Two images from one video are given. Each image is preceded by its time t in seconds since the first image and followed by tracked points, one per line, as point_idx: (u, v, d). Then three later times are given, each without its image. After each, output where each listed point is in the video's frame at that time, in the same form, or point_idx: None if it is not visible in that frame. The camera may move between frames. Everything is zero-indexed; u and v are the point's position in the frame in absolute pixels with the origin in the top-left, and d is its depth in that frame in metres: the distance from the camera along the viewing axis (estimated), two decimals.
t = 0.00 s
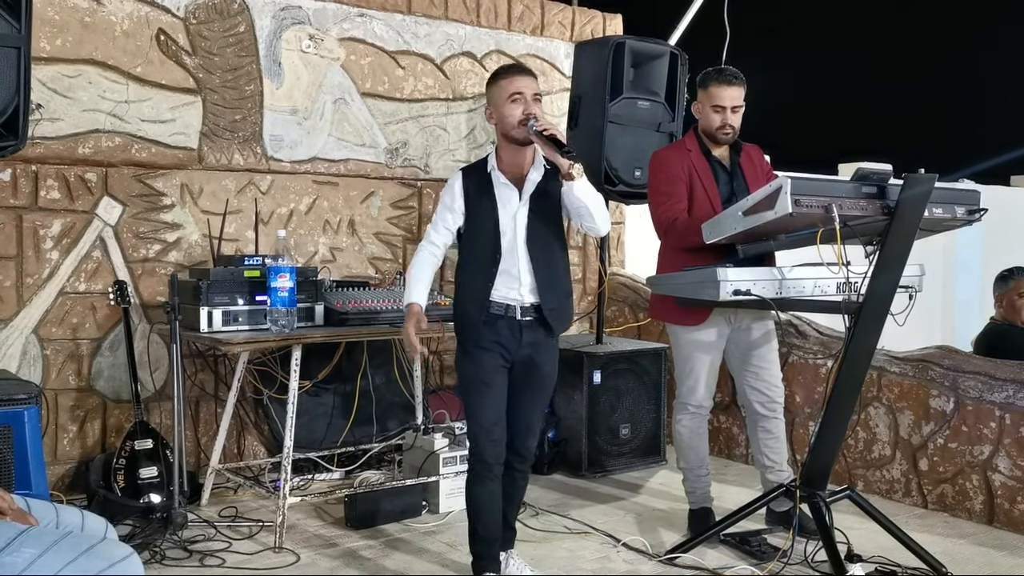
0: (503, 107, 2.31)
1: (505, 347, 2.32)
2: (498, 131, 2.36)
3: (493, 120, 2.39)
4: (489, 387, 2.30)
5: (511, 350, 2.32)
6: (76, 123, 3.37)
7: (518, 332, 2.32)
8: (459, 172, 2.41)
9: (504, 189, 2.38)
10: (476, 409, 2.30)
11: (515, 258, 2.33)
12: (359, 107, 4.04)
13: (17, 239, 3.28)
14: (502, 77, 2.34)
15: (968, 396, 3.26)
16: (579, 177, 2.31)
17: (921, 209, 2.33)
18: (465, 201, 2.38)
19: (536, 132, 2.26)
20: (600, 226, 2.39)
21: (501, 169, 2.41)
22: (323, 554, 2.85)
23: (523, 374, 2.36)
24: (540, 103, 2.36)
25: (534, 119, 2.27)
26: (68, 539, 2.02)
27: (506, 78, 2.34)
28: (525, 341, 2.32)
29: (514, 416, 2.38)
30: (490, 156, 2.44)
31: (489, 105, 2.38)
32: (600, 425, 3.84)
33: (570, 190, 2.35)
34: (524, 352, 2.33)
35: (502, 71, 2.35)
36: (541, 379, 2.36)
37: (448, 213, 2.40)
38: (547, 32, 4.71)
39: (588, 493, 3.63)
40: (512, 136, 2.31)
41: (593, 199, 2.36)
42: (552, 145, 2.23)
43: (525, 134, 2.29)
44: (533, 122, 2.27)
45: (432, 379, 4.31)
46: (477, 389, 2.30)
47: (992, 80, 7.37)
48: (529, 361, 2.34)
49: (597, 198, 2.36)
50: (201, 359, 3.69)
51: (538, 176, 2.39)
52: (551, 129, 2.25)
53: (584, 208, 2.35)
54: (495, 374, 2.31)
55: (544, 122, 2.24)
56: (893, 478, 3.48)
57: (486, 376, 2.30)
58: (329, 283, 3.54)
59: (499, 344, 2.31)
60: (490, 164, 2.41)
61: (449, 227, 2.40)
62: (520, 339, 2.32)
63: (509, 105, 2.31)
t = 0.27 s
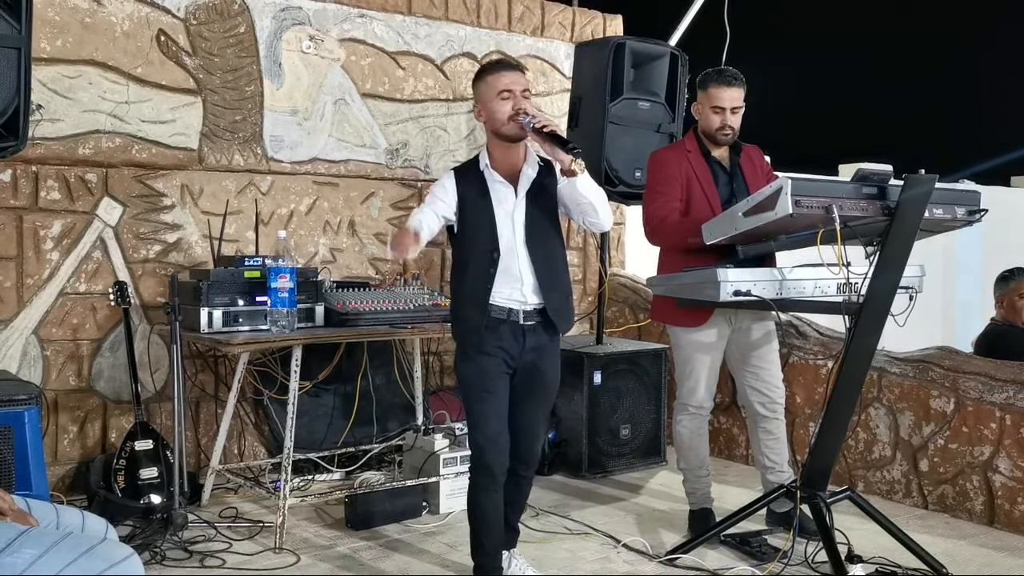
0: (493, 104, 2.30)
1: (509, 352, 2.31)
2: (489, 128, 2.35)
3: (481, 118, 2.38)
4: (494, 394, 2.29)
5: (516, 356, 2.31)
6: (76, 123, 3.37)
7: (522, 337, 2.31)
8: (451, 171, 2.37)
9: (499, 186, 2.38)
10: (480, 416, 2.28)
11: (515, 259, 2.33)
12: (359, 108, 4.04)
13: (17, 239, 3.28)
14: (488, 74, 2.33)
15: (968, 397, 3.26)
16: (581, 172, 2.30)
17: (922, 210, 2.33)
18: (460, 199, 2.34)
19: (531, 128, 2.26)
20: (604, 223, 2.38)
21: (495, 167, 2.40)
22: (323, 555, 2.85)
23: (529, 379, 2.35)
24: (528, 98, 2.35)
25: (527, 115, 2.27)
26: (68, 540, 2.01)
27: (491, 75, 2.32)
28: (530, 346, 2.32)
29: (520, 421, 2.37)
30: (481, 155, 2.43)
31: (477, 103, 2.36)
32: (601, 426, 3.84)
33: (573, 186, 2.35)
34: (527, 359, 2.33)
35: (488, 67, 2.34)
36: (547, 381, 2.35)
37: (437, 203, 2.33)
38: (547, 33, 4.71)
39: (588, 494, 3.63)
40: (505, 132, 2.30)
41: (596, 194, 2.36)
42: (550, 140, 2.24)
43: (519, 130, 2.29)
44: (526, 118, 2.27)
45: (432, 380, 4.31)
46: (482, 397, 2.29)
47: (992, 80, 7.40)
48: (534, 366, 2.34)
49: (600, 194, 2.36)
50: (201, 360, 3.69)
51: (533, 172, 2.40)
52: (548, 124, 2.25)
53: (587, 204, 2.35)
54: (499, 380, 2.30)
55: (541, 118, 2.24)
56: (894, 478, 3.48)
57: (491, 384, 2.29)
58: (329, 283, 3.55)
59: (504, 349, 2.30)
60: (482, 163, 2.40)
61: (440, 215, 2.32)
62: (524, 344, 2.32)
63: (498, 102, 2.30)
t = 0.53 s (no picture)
0: (485, 97, 2.29)
1: (507, 353, 2.30)
2: (480, 122, 2.34)
3: (470, 111, 2.36)
4: (494, 397, 2.28)
5: (515, 355, 2.31)
6: (76, 124, 3.37)
7: (519, 336, 2.31)
8: (440, 167, 2.34)
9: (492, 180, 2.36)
10: (480, 416, 2.28)
11: (507, 258, 2.32)
12: (359, 108, 4.04)
13: (17, 240, 3.28)
14: (478, 66, 2.32)
15: (968, 397, 3.26)
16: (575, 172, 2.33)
17: (921, 210, 2.33)
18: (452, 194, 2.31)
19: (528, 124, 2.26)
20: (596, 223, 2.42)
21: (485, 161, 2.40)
22: (322, 556, 2.85)
23: (529, 379, 2.35)
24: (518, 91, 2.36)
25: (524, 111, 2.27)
26: (66, 541, 2.01)
27: (481, 67, 2.31)
28: (528, 344, 2.32)
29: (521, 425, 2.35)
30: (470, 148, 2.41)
31: (466, 96, 2.34)
32: (600, 426, 3.83)
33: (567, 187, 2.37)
34: (529, 356, 2.33)
35: (477, 59, 2.33)
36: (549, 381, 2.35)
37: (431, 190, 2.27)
38: (547, 33, 4.71)
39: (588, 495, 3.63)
40: (499, 126, 2.30)
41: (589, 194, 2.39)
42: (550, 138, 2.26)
43: (513, 123, 2.29)
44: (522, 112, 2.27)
45: (432, 380, 4.31)
46: (483, 402, 2.27)
47: (992, 79, 7.43)
48: (535, 365, 2.33)
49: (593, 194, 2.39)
50: (201, 360, 3.69)
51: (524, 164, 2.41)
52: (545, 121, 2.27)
53: (581, 205, 2.37)
54: (500, 381, 2.30)
55: (536, 115, 2.25)
56: (894, 479, 3.47)
57: (491, 388, 2.27)
58: (329, 284, 3.54)
59: (503, 350, 2.29)
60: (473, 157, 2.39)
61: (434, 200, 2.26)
62: (523, 343, 2.32)
63: (490, 95, 2.29)
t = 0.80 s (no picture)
0: (484, 95, 2.28)
1: (506, 355, 2.30)
2: (478, 121, 2.33)
3: (467, 110, 2.35)
4: (493, 399, 2.28)
5: (513, 356, 2.30)
6: (76, 123, 3.37)
7: (517, 336, 2.30)
8: (437, 167, 2.34)
9: (488, 180, 2.35)
10: (480, 416, 2.28)
11: (505, 258, 2.31)
12: (359, 108, 4.04)
13: (17, 240, 3.27)
14: (476, 65, 2.31)
15: (969, 397, 3.25)
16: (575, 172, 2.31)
17: (922, 210, 2.32)
18: (449, 195, 2.30)
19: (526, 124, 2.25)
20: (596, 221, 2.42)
21: (483, 160, 2.39)
22: (321, 556, 2.85)
23: (529, 380, 2.34)
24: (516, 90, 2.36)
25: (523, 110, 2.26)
26: (66, 541, 2.01)
27: (480, 65, 2.30)
28: (525, 344, 2.31)
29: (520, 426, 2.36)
30: (467, 148, 2.40)
31: (464, 94, 2.33)
32: (601, 426, 3.83)
33: (567, 185, 2.36)
34: (526, 357, 2.32)
35: (474, 57, 2.32)
36: (549, 382, 2.34)
37: (428, 197, 2.29)
38: (547, 33, 4.71)
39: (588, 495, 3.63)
40: (497, 124, 2.30)
41: (589, 191, 2.39)
42: (548, 138, 2.23)
43: (511, 122, 2.29)
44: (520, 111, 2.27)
45: (432, 380, 4.31)
46: (482, 403, 2.27)
47: (992, 80, 7.43)
48: (533, 366, 2.33)
49: (593, 192, 2.39)
50: (201, 360, 3.69)
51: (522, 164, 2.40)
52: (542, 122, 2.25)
53: (581, 202, 2.37)
54: (498, 382, 2.29)
55: (534, 113, 2.25)
56: (894, 479, 3.47)
57: (489, 391, 2.27)
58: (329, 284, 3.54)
59: (501, 352, 2.28)
60: (470, 156, 2.38)
61: (432, 208, 2.28)
62: (520, 344, 2.31)
63: (490, 93, 2.28)
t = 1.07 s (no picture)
0: (493, 91, 2.26)
1: (507, 356, 2.29)
2: (484, 117, 2.30)
3: (474, 106, 2.32)
4: (493, 401, 2.28)
5: (514, 357, 2.30)
6: (76, 123, 3.37)
7: (519, 338, 2.29)
8: (441, 164, 2.32)
9: (493, 181, 2.33)
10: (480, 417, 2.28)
11: (508, 259, 2.31)
12: (359, 108, 4.03)
13: (17, 240, 3.27)
14: (485, 61, 2.29)
15: (970, 397, 3.25)
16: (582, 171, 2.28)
17: (923, 210, 2.32)
18: (453, 195, 2.28)
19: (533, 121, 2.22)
20: (603, 220, 2.39)
21: (487, 159, 2.35)
22: (321, 556, 2.84)
23: (531, 382, 2.33)
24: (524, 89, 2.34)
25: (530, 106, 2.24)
26: (66, 541, 2.01)
27: (490, 61, 2.28)
28: (527, 346, 2.30)
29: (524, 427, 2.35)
30: (471, 146, 2.37)
31: (471, 90, 2.30)
32: (601, 426, 3.83)
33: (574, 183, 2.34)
34: (527, 358, 2.31)
35: (484, 53, 2.30)
36: (549, 384, 2.33)
37: (432, 203, 2.25)
38: (547, 33, 4.70)
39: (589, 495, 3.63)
40: (504, 121, 2.26)
41: (596, 190, 2.36)
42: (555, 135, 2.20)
43: (519, 119, 2.26)
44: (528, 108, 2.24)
45: (432, 380, 4.31)
46: (482, 405, 2.28)
47: (993, 80, 7.45)
48: (535, 368, 2.32)
49: (601, 190, 2.37)
50: (202, 360, 3.69)
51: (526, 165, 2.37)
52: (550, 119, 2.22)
53: (588, 202, 2.35)
54: (499, 383, 2.29)
55: (541, 111, 2.21)
56: (895, 479, 3.47)
57: (488, 393, 2.27)
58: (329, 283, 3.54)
59: (502, 354, 2.28)
60: (474, 154, 2.34)
61: (434, 216, 2.24)
62: (522, 345, 2.30)
63: (500, 90, 2.26)
